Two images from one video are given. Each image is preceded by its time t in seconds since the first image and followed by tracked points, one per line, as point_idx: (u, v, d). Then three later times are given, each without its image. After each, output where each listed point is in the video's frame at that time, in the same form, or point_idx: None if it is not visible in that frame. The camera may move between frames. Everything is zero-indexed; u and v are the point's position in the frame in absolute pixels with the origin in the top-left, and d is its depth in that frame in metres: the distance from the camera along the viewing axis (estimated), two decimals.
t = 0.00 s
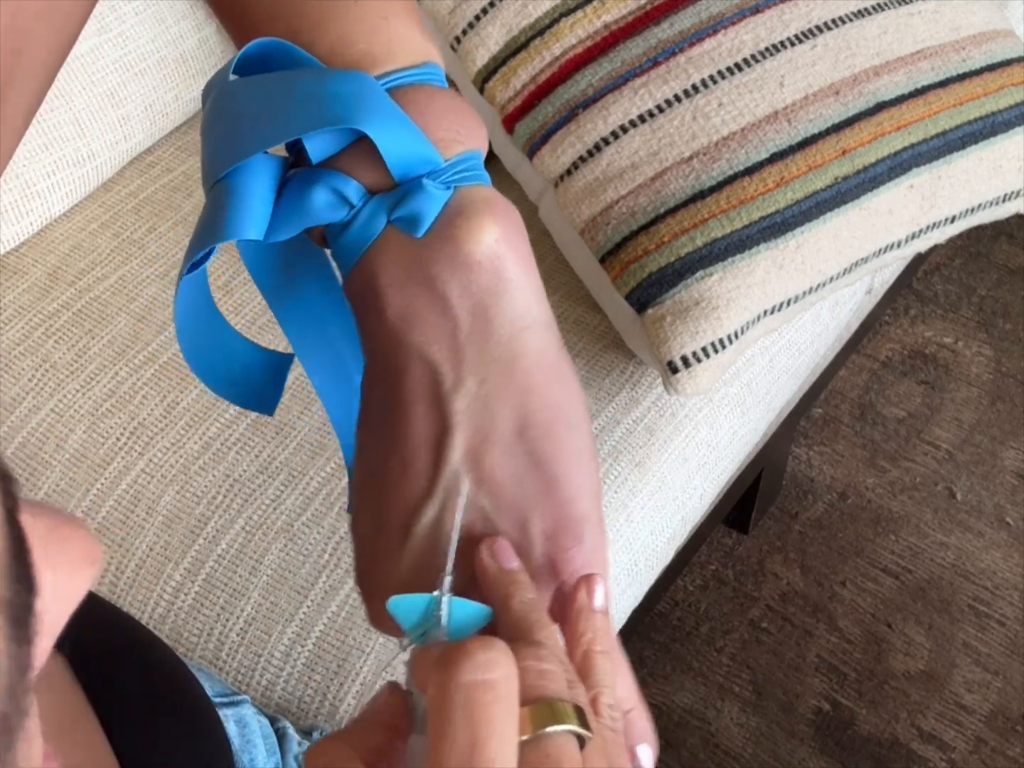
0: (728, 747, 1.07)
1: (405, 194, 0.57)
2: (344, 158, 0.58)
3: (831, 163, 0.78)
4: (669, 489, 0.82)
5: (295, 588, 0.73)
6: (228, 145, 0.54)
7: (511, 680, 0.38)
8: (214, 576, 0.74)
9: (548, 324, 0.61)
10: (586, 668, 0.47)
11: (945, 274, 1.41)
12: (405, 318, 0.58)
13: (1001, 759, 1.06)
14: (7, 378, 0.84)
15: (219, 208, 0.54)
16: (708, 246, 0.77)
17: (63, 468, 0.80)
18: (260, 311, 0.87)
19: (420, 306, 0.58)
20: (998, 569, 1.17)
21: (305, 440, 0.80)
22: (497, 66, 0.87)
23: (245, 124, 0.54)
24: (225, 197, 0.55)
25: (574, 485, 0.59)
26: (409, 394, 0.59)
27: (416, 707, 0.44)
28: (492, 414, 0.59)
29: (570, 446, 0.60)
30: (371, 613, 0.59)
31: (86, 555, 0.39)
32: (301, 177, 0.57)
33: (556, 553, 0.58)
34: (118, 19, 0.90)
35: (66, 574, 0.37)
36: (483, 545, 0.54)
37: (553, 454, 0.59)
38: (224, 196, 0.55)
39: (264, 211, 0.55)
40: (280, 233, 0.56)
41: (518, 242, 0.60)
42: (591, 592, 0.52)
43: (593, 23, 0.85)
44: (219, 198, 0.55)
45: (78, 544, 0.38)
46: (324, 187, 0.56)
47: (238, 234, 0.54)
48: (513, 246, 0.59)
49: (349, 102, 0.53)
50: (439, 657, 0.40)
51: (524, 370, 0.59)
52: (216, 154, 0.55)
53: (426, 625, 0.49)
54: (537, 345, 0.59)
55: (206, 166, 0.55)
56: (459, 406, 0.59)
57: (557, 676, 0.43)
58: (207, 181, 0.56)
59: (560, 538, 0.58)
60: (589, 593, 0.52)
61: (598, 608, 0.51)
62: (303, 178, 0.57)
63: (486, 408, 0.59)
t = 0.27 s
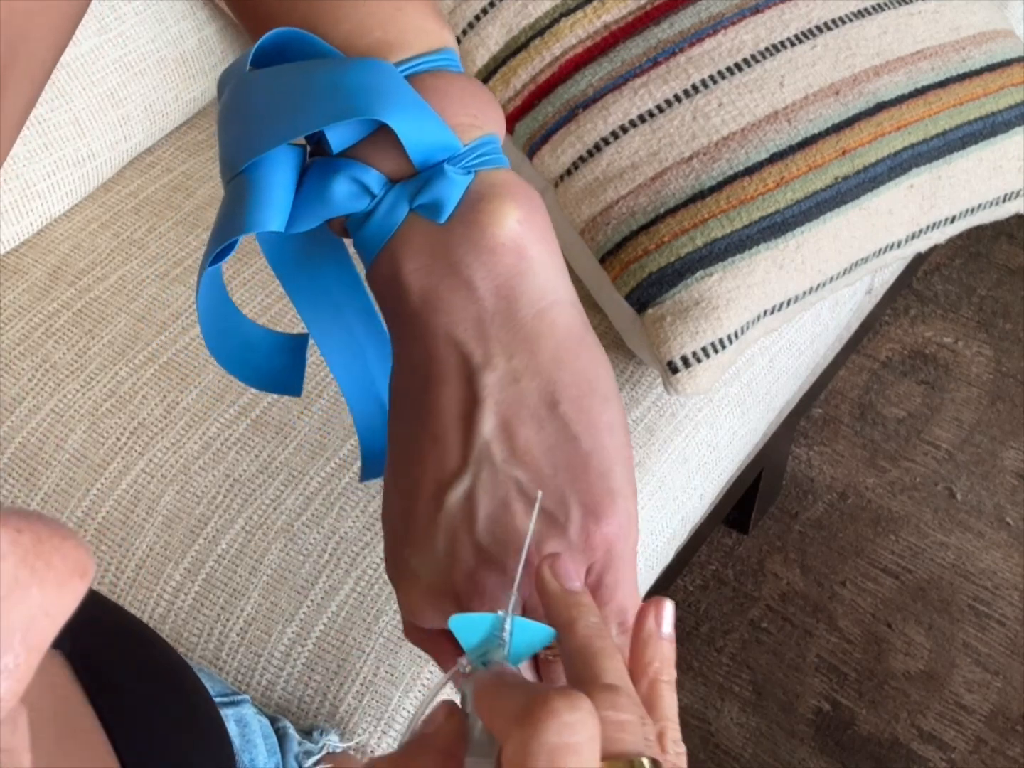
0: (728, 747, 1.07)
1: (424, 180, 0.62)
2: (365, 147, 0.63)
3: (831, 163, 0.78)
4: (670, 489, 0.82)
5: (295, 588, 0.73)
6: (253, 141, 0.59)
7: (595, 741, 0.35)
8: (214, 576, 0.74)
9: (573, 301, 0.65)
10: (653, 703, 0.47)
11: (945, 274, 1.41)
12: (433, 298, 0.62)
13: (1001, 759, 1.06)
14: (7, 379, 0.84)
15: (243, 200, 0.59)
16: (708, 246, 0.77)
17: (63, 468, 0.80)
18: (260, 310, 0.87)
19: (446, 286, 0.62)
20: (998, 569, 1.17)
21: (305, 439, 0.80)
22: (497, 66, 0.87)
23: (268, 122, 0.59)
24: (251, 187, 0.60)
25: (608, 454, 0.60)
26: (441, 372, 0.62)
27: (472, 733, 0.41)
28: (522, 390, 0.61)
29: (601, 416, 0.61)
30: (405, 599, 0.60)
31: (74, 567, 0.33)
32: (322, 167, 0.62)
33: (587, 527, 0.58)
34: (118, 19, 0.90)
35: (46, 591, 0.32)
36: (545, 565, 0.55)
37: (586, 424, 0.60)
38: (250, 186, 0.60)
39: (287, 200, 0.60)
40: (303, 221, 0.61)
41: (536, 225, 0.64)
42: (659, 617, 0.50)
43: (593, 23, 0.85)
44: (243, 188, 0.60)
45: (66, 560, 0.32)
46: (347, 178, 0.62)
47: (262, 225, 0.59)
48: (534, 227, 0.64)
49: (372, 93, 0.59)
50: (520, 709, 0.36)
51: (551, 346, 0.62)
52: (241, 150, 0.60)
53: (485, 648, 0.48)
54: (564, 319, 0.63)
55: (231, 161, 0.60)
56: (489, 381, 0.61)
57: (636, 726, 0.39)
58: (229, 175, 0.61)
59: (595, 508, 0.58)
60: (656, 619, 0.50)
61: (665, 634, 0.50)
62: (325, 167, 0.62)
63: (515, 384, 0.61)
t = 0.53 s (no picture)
0: (728, 747, 1.07)
1: (417, 180, 0.62)
2: (359, 149, 0.63)
3: (831, 163, 0.78)
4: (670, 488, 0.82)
5: (295, 588, 0.73)
6: (246, 143, 0.59)
7: None
8: (214, 576, 0.74)
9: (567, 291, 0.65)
10: (683, 733, 0.46)
11: (945, 274, 1.41)
12: (430, 304, 0.63)
13: (1001, 759, 1.06)
14: (7, 378, 0.84)
15: (236, 203, 0.59)
16: (708, 246, 0.77)
17: (63, 468, 0.80)
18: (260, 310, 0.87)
19: (442, 289, 0.62)
20: (998, 569, 1.17)
21: (305, 439, 0.80)
22: (497, 66, 0.87)
23: (262, 125, 0.59)
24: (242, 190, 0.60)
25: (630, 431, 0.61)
26: (445, 372, 0.63)
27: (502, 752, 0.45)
28: (529, 383, 0.62)
29: (618, 399, 0.62)
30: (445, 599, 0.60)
31: (85, 570, 0.33)
32: (315, 169, 0.62)
33: (614, 508, 0.58)
34: (119, 19, 0.90)
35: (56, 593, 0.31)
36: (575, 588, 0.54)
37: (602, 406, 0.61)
38: (241, 190, 0.60)
39: (279, 202, 0.60)
40: (296, 223, 0.61)
41: (529, 221, 0.64)
42: (692, 646, 0.49)
43: (593, 23, 0.85)
44: (235, 191, 0.60)
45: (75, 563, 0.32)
46: (339, 179, 0.61)
47: (254, 228, 0.59)
48: (526, 224, 0.64)
49: (363, 93, 0.58)
50: (550, 738, 0.41)
51: (556, 337, 0.63)
52: (235, 153, 0.60)
53: (513, 673, 0.48)
54: (562, 313, 0.63)
55: (224, 163, 0.60)
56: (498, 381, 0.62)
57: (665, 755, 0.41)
58: (224, 177, 0.61)
59: (623, 491, 0.58)
60: (689, 648, 0.49)
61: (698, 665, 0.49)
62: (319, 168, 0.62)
63: (520, 381, 0.62)
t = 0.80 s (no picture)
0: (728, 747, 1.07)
1: (420, 179, 0.62)
2: (361, 147, 0.63)
3: (830, 163, 0.78)
4: (669, 488, 0.82)
5: (295, 588, 0.73)
6: (248, 139, 0.59)
7: None
8: (214, 576, 0.74)
9: (562, 299, 0.65)
10: (700, 754, 0.45)
11: (945, 274, 1.41)
12: (430, 304, 0.63)
13: (1001, 759, 1.06)
14: (7, 379, 0.84)
15: (239, 199, 0.59)
16: (708, 246, 0.77)
17: (63, 468, 0.80)
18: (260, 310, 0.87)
19: (444, 287, 0.63)
20: (998, 569, 1.17)
21: (305, 439, 0.80)
22: (497, 66, 0.87)
23: (264, 122, 0.59)
24: (244, 186, 0.60)
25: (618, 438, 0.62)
26: (441, 377, 0.62)
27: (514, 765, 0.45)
28: (524, 382, 0.62)
29: (609, 405, 0.63)
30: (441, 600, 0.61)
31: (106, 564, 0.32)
32: (317, 167, 0.62)
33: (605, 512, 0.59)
34: (119, 19, 0.90)
35: (72, 585, 0.37)
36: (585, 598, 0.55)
37: (593, 413, 0.62)
38: (243, 186, 0.60)
39: (281, 198, 0.60)
40: (297, 220, 0.61)
41: (529, 222, 0.64)
42: (709, 665, 0.46)
43: (593, 23, 0.85)
44: (237, 187, 0.60)
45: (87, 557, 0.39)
46: (342, 177, 0.62)
47: (256, 224, 0.59)
48: (527, 225, 0.64)
49: (368, 91, 0.59)
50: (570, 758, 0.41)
51: (550, 344, 0.62)
52: (237, 150, 0.60)
53: (529, 690, 0.49)
54: (559, 315, 0.63)
55: (226, 159, 0.60)
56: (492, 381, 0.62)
57: None
58: (226, 174, 0.61)
59: (612, 495, 0.59)
60: (706, 668, 0.46)
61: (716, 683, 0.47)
62: (321, 166, 0.62)
63: (518, 381, 0.62)
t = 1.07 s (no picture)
0: (728, 747, 1.07)
1: (427, 184, 0.62)
2: (369, 150, 0.62)
3: (830, 164, 0.78)
4: (670, 489, 0.82)
5: (295, 588, 0.73)
6: (256, 143, 0.59)
7: (587, 722, 0.36)
8: (214, 576, 0.74)
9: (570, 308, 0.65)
10: (644, 694, 0.46)
11: (945, 274, 1.41)
12: (435, 309, 0.63)
13: (1001, 759, 1.06)
14: (7, 379, 0.84)
15: (245, 203, 0.59)
16: (708, 246, 0.77)
17: (63, 468, 0.80)
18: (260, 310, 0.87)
19: (451, 293, 0.62)
20: (998, 569, 1.17)
21: (305, 439, 0.80)
22: (497, 66, 0.87)
23: (271, 125, 0.59)
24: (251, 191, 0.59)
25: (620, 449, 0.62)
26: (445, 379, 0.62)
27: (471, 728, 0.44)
28: (529, 390, 0.62)
29: (612, 415, 0.63)
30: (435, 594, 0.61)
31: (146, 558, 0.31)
32: (325, 171, 0.62)
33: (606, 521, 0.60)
34: (119, 19, 0.91)
35: (84, 587, 0.35)
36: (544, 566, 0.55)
37: (596, 424, 0.62)
38: (250, 190, 0.59)
39: (288, 203, 0.60)
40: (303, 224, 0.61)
41: (538, 228, 0.64)
42: (645, 617, 0.52)
43: (593, 23, 0.85)
44: (244, 191, 0.60)
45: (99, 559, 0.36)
46: (349, 181, 0.61)
47: (262, 228, 0.59)
48: (535, 231, 0.63)
49: (374, 96, 0.58)
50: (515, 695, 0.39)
51: (557, 352, 0.63)
52: (245, 152, 0.60)
53: (479, 648, 0.49)
54: (564, 324, 0.63)
55: (233, 163, 0.60)
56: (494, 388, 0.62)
57: (627, 713, 0.40)
58: (234, 177, 0.61)
59: (611, 504, 0.60)
60: (644, 620, 0.51)
61: (655, 633, 0.50)
62: (329, 170, 0.62)
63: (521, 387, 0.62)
